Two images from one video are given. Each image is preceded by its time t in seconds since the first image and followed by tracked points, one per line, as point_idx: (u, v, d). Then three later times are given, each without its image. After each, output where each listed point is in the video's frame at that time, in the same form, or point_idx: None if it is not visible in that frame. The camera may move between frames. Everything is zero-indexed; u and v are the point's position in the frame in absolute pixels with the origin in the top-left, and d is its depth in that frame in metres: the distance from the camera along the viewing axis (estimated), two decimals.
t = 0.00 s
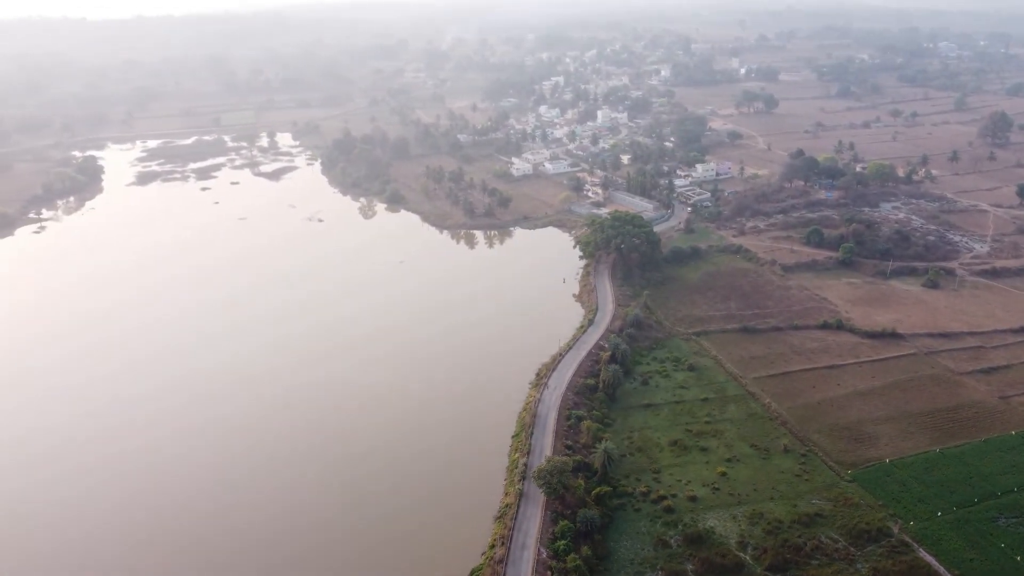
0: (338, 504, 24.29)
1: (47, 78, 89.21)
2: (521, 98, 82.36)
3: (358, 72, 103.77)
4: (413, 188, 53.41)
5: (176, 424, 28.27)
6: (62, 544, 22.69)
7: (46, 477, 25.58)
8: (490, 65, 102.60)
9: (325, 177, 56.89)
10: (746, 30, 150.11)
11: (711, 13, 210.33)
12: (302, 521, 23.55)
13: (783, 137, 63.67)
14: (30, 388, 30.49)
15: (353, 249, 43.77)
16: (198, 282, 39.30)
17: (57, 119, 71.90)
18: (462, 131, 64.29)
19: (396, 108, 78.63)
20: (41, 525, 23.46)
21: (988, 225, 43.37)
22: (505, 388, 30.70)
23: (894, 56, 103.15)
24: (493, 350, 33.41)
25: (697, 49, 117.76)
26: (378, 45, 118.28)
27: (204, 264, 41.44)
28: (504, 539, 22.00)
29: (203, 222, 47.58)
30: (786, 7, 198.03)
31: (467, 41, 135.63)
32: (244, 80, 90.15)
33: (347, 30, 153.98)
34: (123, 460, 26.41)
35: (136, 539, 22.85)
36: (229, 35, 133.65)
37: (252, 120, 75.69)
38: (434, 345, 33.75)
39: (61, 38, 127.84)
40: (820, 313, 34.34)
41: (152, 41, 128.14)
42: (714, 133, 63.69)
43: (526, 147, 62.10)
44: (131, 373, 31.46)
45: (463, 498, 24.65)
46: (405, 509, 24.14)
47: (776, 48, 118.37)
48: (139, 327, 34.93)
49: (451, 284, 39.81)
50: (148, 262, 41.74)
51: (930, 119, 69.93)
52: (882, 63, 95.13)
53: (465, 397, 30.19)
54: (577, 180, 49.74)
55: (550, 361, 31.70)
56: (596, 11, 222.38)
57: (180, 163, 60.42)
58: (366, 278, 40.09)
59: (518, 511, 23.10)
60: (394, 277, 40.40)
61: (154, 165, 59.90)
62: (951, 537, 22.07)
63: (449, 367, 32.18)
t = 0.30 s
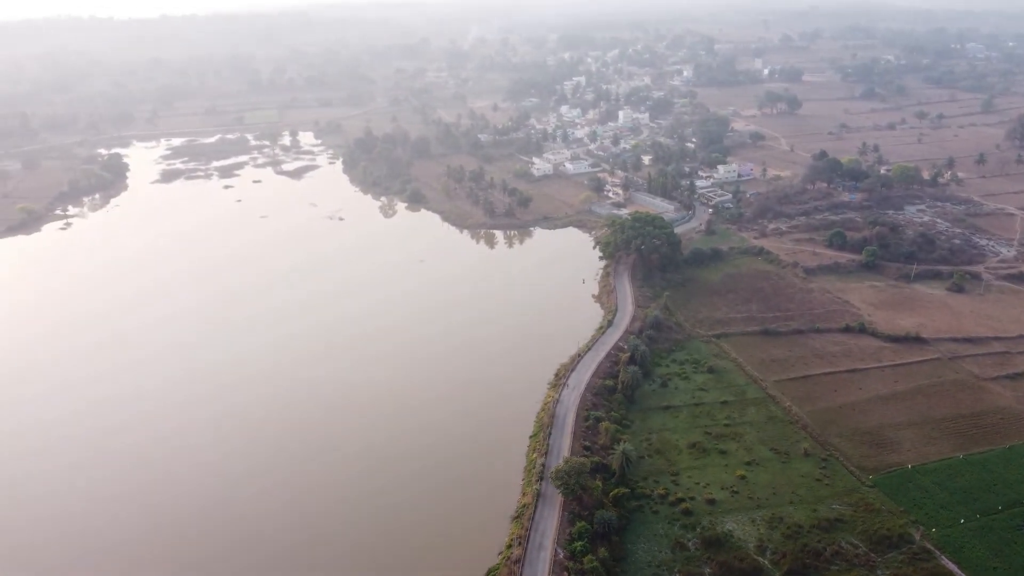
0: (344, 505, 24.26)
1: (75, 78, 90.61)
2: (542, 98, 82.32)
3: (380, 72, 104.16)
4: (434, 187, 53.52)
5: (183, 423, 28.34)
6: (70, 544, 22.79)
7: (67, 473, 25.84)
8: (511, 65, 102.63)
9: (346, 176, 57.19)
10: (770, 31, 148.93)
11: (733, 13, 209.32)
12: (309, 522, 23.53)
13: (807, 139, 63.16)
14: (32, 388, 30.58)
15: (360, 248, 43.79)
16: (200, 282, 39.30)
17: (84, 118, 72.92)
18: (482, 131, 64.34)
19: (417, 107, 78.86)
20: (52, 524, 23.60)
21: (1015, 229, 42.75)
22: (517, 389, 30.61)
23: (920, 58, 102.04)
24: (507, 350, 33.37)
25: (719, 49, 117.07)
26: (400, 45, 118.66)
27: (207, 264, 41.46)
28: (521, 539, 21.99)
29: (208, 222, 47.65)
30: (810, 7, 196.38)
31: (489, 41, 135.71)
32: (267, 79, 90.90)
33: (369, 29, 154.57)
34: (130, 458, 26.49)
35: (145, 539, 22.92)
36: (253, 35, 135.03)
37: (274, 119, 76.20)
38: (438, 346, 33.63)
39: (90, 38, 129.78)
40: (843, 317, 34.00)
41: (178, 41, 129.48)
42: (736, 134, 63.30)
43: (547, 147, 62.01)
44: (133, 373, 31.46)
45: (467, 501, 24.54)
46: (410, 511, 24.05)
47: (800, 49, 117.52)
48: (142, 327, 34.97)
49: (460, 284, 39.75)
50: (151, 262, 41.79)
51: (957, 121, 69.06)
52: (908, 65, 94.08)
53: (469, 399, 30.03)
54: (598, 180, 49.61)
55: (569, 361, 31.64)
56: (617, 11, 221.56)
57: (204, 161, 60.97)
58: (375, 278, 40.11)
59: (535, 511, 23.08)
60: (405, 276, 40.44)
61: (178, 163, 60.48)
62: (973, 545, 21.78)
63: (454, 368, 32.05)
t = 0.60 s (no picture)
0: (354, 506, 24.28)
1: (103, 77, 92.02)
2: (563, 98, 82.25)
3: (401, 71, 104.52)
4: (454, 187, 53.63)
5: (200, 421, 28.54)
6: (85, 542, 23.03)
7: (93, 470, 26.17)
8: (533, 64, 102.57)
9: (367, 175, 57.52)
10: (794, 31, 147.66)
11: (756, 12, 207.92)
12: (320, 522, 23.57)
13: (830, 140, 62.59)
14: (38, 388, 30.71)
15: (375, 246, 44.04)
16: (212, 279, 39.74)
17: (111, 116, 73.93)
18: (503, 131, 64.37)
19: (439, 106, 79.01)
20: (73, 522, 23.91)
21: None
22: (534, 390, 30.55)
23: (947, 59, 100.71)
24: (524, 349, 33.39)
25: (743, 49, 116.31)
26: (421, 44, 119.03)
27: (213, 264, 41.54)
28: (539, 539, 21.98)
29: (216, 221, 47.79)
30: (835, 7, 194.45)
31: (510, 41, 135.77)
32: (289, 78, 91.63)
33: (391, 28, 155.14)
34: (147, 456, 26.75)
35: (160, 536, 23.11)
36: (276, 34, 136.19)
37: (297, 118, 76.74)
38: (448, 347, 33.58)
39: (118, 37, 131.74)
40: (865, 320, 33.68)
41: (203, 40, 130.90)
42: (759, 134, 62.85)
43: (567, 147, 61.88)
44: (138, 374, 31.50)
45: (477, 502, 24.47)
46: (418, 511, 24.03)
47: (824, 49, 116.49)
48: (148, 327, 35.03)
49: (472, 283, 39.82)
50: (158, 261, 41.91)
51: (984, 123, 68.05)
52: (934, 66, 92.91)
53: (479, 399, 29.97)
54: (618, 180, 49.46)
55: (588, 362, 31.59)
56: (638, 11, 220.69)
57: (226, 159, 61.52)
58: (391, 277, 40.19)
59: (552, 511, 23.07)
60: (420, 275, 40.51)
61: (201, 161, 61.08)
62: (997, 554, 21.46)
63: (464, 369, 31.98)
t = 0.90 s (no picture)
0: (370, 503, 24.35)
1: (130, 76, 93.27)
2: (584, 98, 82.08)
3: (423, 70, 104.81)
4: (475, 186, 53.70)
5: (221, 416, 28.75)
6: (104, 536, 23.24)
7: (118, 464, 26.42)
8: (554, 64, 102.46)
9: (388, 173, 57.81)
10: (818, 32, 146.40)
11: (779, 12, 206.32)
12: (336, 518, 23.67)
13: (854, 141, 61.96)
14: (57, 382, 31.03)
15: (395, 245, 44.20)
16: (231, 272, 40.44)
17: (136, 114, 74.78)
18: (524, 131, 64.34)
19: (460, 105, 79.16)
20: (97, 516, 24.12)
21: None
22: (552, 390, 30.51)
23: (975, 60, 99.31)
24: (541, 349, 33.42)
25: (766, 49, 115.51)
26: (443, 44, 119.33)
27: (230, 261, 41.78)
28: (555, 540, 21.94)
29: (233, 219, 48.06)
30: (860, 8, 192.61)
31: (532, 40, 135.71)
32: (311, 77, 92.17)
33: (413, 28, 155.65)
34: (168, 451, 26.98)
35: (178, 531, 23.28)
36: (299, 33, 137.08)
37: (318, 116, 77.17)
38: (464, 345, 33.60)
39: (144, 36, 133.44)
40: (888, 324, 33.32)
41: (228, 40, 132.33)
42: (782, 135, 62.35)
43: (588, 147, 61.73)
44: (161, 364, 32.11)
45: (492, 502, 24.44)
46: (433, 509, 24.08)
47: (848, 50, 115.35)
48: (165, 323, 35.28)
49: (489, 282, 39.87)
50: (175, 258, 42.22)
51: (1013, 126, 66.98)
52: (961, 68, 91.72)
53: (495, 397, 30.07)
54: (639, 181, 49.25)
55: (606, 362, 31.49)
56: (659, 11, 219.83)
57: (249, 157, 61.95)
58: (410, 276, 40.26)
59: (569, 511, 23.02)
60: (438, 274, 40.59)
61: (224, 159, 61.54)
62: (1020, 563, 21.11)
63: (480, 368, 31.96)
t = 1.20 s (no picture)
0: (387, 500, 24.45)
1: (156, 75, 94.54)
2: (604, 98, 81.90)
3: (444, 70, 105.09)
4: (495, 185, 53.77)
5: (241, 413, 28.95)
6: (123, 531, 23.47)
7: (142, 459, 26.65)
8: (575, 64, 102.37)
9: (408, 172, 58.02)
10: (843, 32, 145.09)
11: (802, 12, 204.62)
12: (352, 516, 23.74)
13: (878, 143, 61.37)
14: (80, 376, 31.41)
15: (415, 243, 44.36)
16: (248, 267, 41.02)
17: (161, 112, 75.65)
18: (544, 131, 64.35)
19: (480, 105, 79.30)
20: (120, 511, 24.34)
21: None
22: (571, 391, 30.40)
23: (1003, 61, 97.90)
24: (559, 348, 33.42)
25: (789, 49, 114.65)
26: (464, 44, 119.65)
27: (248, 258, 42.13)
28: (572, 540, 21.88)
29: (253, 216, 48.39)
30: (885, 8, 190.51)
31: (553, 40, 135.67)
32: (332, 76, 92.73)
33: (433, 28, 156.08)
34: (189, 446, 27.23)
35: (196, 526, 23.46)
36: (322, 32, 137.99)
37: (339, 115, 77.58)
38: (481, 345, 33.64)
39: (169, 36, 135.20)
40: (911, 328, 32.93)
41: (251, 39, 133.56)
42: (804, 136, 61.86)
43: (609, 147, 61.60)
44: (184, 357, 32.56)
45: (508, 501, 24.41)
46: (450, 506, 24.16)
47: (872, 51, 114.16)
48: (185, 319, 35.57)
49: (508, 280, 40.01)
50: (195, 254, 42.59)
51: None
52: (989, 70, 90.47)
53: (511, 394, 30.18)
54: (659, 181, 49.06)
55: (625, 363, 31.41)
56: (680, 11, 218.77)
57: (270, 155, 62.36)
58: (427, 274, 40.33)
59: (586, 512, 22.96)
60: (456, 273, 40.67)
61: (246, 157, 62.03)
62: None
63: (498, 368, 31.96)
